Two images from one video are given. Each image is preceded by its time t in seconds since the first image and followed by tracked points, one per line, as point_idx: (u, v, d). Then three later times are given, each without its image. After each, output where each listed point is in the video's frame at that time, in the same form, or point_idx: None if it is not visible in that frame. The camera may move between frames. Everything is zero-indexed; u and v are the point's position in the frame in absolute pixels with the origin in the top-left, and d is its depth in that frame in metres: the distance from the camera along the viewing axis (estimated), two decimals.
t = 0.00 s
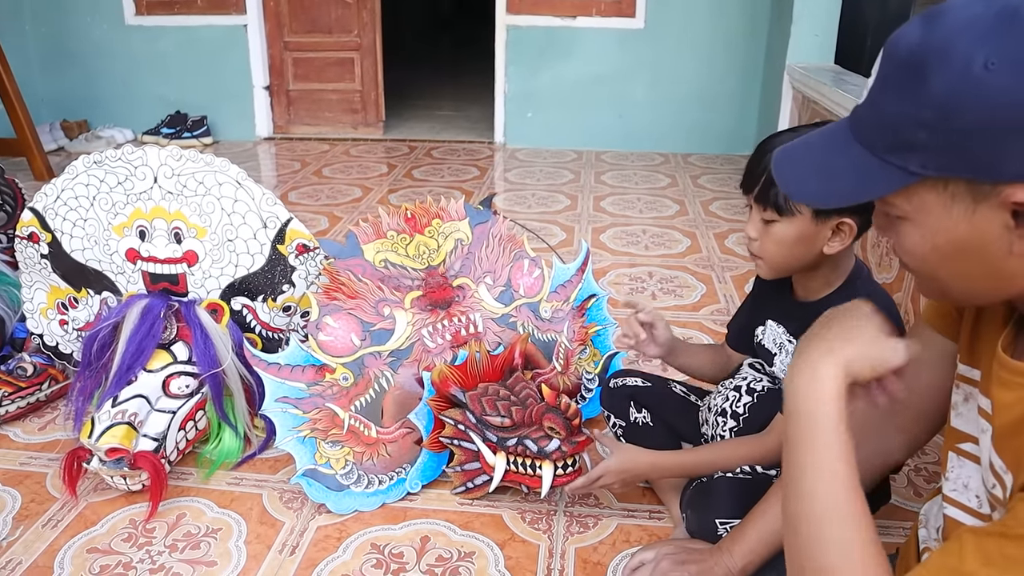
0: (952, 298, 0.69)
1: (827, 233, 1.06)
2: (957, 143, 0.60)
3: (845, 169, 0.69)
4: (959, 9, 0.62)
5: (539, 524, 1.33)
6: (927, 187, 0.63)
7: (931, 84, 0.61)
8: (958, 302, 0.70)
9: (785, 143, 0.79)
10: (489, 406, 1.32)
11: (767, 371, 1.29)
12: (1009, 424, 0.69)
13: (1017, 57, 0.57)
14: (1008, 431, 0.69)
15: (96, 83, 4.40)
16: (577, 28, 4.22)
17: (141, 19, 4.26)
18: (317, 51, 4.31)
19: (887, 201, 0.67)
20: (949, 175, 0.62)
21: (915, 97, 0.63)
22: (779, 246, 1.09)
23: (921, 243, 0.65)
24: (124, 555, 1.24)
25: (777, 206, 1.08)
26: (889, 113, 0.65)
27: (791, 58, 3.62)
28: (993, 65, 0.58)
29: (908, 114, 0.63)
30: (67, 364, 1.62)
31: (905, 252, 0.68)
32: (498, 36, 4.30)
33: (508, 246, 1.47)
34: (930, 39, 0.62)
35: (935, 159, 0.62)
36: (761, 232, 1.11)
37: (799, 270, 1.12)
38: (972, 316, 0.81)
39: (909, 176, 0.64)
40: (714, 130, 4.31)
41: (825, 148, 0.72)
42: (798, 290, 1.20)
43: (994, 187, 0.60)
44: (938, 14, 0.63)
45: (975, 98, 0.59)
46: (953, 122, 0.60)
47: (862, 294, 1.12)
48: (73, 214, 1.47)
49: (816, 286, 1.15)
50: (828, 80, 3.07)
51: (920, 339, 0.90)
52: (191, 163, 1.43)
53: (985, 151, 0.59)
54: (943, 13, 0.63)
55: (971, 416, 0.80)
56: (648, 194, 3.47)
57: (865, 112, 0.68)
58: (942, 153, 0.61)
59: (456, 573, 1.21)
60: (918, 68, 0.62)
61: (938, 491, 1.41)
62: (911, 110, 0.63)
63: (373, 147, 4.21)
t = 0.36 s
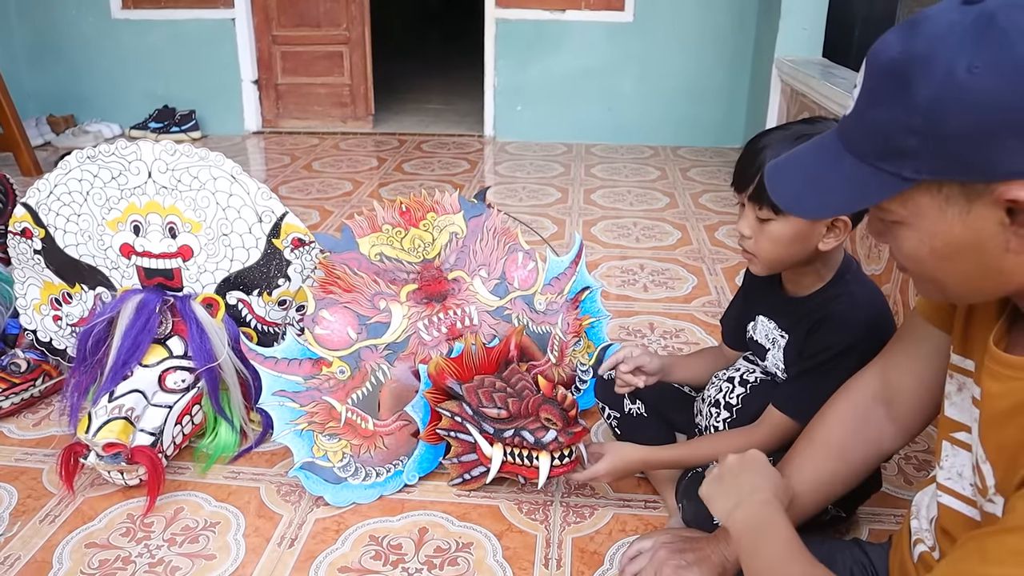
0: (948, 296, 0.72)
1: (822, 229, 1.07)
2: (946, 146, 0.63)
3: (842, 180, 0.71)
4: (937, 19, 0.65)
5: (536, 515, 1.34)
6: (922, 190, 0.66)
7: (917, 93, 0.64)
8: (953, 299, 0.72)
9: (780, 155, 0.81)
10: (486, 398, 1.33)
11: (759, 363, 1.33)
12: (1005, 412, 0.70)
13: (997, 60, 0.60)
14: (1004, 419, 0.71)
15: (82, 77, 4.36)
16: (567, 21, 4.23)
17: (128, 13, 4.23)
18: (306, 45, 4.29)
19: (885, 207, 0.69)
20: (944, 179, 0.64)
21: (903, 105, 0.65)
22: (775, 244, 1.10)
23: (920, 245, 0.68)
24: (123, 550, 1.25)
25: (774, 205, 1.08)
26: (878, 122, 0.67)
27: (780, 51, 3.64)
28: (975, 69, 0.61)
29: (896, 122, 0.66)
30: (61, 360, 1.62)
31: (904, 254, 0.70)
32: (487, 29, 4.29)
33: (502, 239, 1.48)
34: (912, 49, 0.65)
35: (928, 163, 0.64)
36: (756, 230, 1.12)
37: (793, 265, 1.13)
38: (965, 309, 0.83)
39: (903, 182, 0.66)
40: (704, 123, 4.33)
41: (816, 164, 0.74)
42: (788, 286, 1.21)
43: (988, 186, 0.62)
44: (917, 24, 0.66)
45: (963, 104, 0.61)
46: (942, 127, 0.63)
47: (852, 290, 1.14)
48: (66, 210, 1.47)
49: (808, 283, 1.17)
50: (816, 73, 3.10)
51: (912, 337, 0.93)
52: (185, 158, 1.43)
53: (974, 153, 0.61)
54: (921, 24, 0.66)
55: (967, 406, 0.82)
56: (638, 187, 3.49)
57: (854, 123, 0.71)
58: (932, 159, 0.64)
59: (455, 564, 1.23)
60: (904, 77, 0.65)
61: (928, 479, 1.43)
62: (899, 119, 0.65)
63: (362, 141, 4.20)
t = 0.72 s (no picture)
0: (933, 291, 0.74)
1: (814, 231, 1.09)
2: (943, 148, 0.64)
3: (838, 172, 0.73)
4: (945, 19, 0.65)
5: (537, 506, 1.36)
6: (915, 188, 0.68)
7: (920, 93, 0.65)
8: (937, 292, 0.74)
9: (776, 143, 0.82)
10: (487, 391, 1.34)
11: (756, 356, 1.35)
12: (987, 406, 0.72)
13: (999, 67, 0.61)
14: (985, 410, 0.72)
15: (77, 67, 4.34)
16: (563, 12, 4.23)
17: (123, 3, 4.21)
18: (302, 35, 4.28)
19: (877, 201, 0.71)
20: (937, 178, 0.66)
21: (903, 104, 0.67)
22: (768, 244, 1.12)
23: (908, 241, 0.70)
24: (129, 542, 1.26)
25: (766, 205, 1.10)
26: (880, 117, 0.69)
27: (775, 44, 3.65)
28: (977, 75, 0.62)
29: (898, 120, 0.67)
30: (64, 354, 1.63)
31: (892, 249, 0.72)
32: (483, 20, 4.29)
33: (502, 233, 1.49)
34: (917, 48, 0.66)
35: (924, 162, 0.66)
36: (751, 229, 1.14)
37: (787, 264, 1.15)
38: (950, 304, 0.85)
39: (897, 179, 0.68)
40: (700, 114, 4.34)
41: (816, 154, 0.76)
42: (784, 281, 1.23)
43: (978, 189, 0.64)
44: (926, 23, 0.67)
45: (963, 107, 0.63)
46: (940, 130, 0.64)
47: (849, 286, 1.16)
48: (69, 205, 1.48)
49: (803, 279, 1.19)
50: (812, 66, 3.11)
51: (901, 329, 0.95)
52: (187, 154, 1.43)
53: (969, 157, 0.63)
54: (930, 22, 0.66)
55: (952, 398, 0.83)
56: (635, 179, 3.50)
57: (857, 115, 0.72)
58: (928, 159, 0.66)
59: (458, 554, 1.25)
60: (907, 76, 0.66)
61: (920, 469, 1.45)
62: (900, 116, 0.67)
63: (359, 132, 4.20)
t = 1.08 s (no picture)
0: (904, 313, 0.76)
1: (805, 246, 1.12)
2: (903, 179, 0.67)
3: (812, 201, 0.76)
4: (906, 58, 0.69)
5: (532, 509, 1.41)
6: (879, 216, 0.70)
7: (882, 127, 0.68)
8: (908, 314, 0.76)
9: (755, 173, 0.85)
10: (484, 398, 1.39)
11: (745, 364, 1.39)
12: (955, 423, 0.74)
13: (953, 104, 0.64)
14: (953, 424, 0.74)
15: (82, 68, 4.38)
16: (562, 13, 4.25)
17: (127, 4, 4.24)
18: (304, 36, 4.32)
19: (846, 227, 0.73)
20: (899, 208, 0.68)
21: (867, 138, 0.69)
22: (760, 259, 1.16)
23: (875, 266, 0.72)
24: (139, 544, 1.31)
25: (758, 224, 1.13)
26: (845, 150, 0.71)
27: (774, 45, 3.68)
28: (933, 111, 0.65)
29: (861, 152, 0.70)
30: (73, 359, 1.67)
31: (861, 274, 0.74)
32: (484, 21, 4.32)
33: (500, 242, 1.53)
34: (879, 85, 0.69)
35: (886, 192, 0.68)
36: (743, 245, 1.17)
37: (779, 276, 1.19)
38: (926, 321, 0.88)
39: (863, 207, 0.70)
40: (699, 114, 4.36)
41: (792, 185, 0.78)
42: (775, 292, 1.27)
43: (937, 218, 0.66)
44: (888, 61, 0.70)
45: (922, 142, 0.65)
46: (900, 161, 0.67)
47: (835, 298, 1.20)
48: (78, 216, 1.52)
49: (792, 291, 1.23)
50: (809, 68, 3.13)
51: (880, 345, 0.98)
52: (193, 167, 1.47)
53: (927, 188, 0.65)
54: (892, 61, 0.70)
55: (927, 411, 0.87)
56: (634, 180, 3.53)
57: (826, 147, 0.75)
58: (890, 189, 0.68)
59: (456, 556, 1.29)
60: (870, 111, 0.69)
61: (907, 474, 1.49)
62: (863, 148, 0.69)
63: (361, 132, 4.24)
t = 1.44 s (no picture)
0: (891, 333, 0.78)
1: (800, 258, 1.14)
2: (885, 208, 0.69)
3: (798, 226, 0.78)
4: (888, 88, 0.71)
5: (530, 516, 1.43)
6: (865, 241, 0.72)
7: (864, 156, 0.70)
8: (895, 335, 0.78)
9: (747, 195, 0.88)
10: (481, 407, 1.41)
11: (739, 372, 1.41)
12: (942, 440, 0.77)
13: (933, 136, 0.66)
14: (940, 442, 0.78)
15: (78, 71, 4.39)
16: (557, 16, 4.28)
17: (124, 9, 4.26)
18: (300, 40, 4.34)
19: (832, 250, 0.75)
20: (881, 234, 0.70)
21: (850, 166, 0.71)
22: (758, 272, 1.18)
23: (860, 288, 0.74)
24: (143, 553, 1.33)
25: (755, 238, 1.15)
26: (830, 177, 0.74)
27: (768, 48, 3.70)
28: (914, 142, 0.67)
29: (845, 179, 0.72)
30: (75, 369, 1.69)
31: (847, 295, 0.77)
32: (479, 23, 4.34)
33: (496, 252, 1.55)
34: (862, 114, 0.71)
35: (868, 219, 0.70)
36: (740, 258, 1.19)
37: (776, 288, 1.21)
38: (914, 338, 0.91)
39: (847, 233, 0.73)
40: (693, 115, 4.39)
41: (780, 208, 0.81)
42: (771, 303, 1.30)
43: (918, 244, 0.68)
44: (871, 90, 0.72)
45: (902, 172, 0.68)
46: (882, 189, 0.69)
47: (830, 308, 1.22)
48: (80, 229, 1.54)
49: (788, 301, 1.25)
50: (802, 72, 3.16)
51: (870, 359, 1.01)
52: (194, 180, 1.49)
53: (908, 216, 0.68)
54: (874, 91, 0.72)
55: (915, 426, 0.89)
56: (628, 183, 3.56)
57: (813, 173, 0.77)
58: (873, 216, 0.70)
59: (455, 564, 1.32)
60: (854, 140, 0.71)
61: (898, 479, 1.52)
62: (847, 176, 0.71)
63: (357, 135, 4.26)
